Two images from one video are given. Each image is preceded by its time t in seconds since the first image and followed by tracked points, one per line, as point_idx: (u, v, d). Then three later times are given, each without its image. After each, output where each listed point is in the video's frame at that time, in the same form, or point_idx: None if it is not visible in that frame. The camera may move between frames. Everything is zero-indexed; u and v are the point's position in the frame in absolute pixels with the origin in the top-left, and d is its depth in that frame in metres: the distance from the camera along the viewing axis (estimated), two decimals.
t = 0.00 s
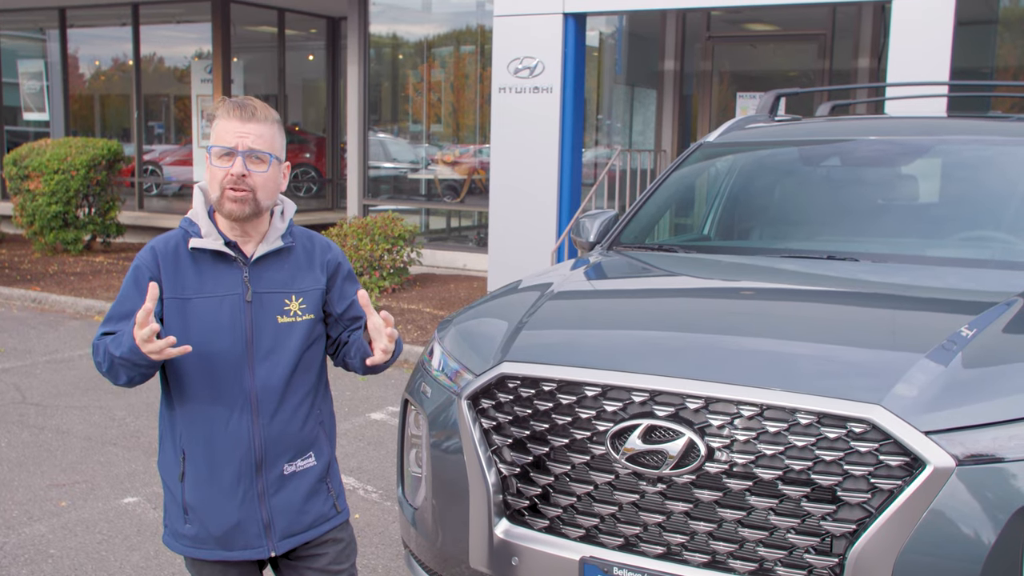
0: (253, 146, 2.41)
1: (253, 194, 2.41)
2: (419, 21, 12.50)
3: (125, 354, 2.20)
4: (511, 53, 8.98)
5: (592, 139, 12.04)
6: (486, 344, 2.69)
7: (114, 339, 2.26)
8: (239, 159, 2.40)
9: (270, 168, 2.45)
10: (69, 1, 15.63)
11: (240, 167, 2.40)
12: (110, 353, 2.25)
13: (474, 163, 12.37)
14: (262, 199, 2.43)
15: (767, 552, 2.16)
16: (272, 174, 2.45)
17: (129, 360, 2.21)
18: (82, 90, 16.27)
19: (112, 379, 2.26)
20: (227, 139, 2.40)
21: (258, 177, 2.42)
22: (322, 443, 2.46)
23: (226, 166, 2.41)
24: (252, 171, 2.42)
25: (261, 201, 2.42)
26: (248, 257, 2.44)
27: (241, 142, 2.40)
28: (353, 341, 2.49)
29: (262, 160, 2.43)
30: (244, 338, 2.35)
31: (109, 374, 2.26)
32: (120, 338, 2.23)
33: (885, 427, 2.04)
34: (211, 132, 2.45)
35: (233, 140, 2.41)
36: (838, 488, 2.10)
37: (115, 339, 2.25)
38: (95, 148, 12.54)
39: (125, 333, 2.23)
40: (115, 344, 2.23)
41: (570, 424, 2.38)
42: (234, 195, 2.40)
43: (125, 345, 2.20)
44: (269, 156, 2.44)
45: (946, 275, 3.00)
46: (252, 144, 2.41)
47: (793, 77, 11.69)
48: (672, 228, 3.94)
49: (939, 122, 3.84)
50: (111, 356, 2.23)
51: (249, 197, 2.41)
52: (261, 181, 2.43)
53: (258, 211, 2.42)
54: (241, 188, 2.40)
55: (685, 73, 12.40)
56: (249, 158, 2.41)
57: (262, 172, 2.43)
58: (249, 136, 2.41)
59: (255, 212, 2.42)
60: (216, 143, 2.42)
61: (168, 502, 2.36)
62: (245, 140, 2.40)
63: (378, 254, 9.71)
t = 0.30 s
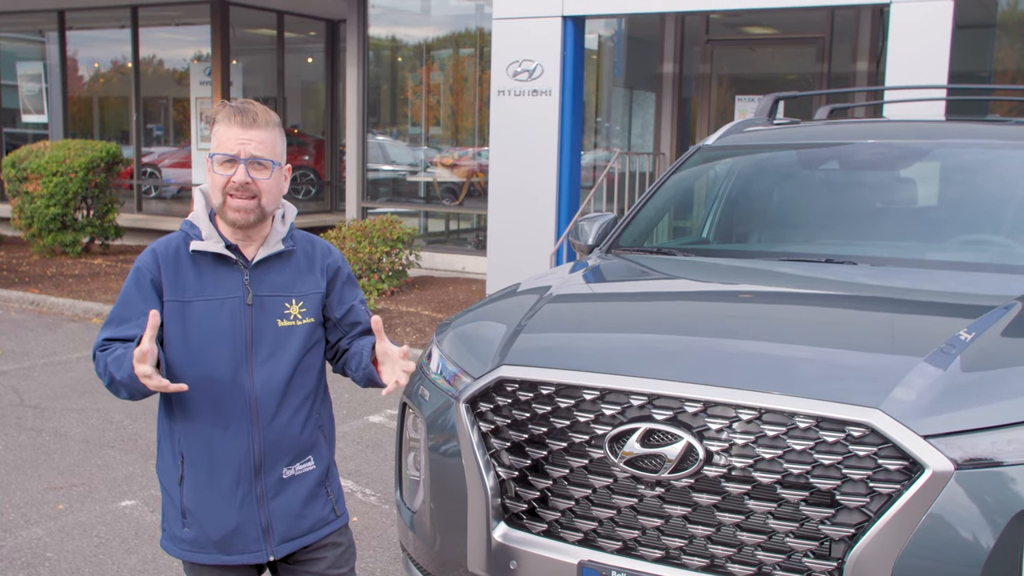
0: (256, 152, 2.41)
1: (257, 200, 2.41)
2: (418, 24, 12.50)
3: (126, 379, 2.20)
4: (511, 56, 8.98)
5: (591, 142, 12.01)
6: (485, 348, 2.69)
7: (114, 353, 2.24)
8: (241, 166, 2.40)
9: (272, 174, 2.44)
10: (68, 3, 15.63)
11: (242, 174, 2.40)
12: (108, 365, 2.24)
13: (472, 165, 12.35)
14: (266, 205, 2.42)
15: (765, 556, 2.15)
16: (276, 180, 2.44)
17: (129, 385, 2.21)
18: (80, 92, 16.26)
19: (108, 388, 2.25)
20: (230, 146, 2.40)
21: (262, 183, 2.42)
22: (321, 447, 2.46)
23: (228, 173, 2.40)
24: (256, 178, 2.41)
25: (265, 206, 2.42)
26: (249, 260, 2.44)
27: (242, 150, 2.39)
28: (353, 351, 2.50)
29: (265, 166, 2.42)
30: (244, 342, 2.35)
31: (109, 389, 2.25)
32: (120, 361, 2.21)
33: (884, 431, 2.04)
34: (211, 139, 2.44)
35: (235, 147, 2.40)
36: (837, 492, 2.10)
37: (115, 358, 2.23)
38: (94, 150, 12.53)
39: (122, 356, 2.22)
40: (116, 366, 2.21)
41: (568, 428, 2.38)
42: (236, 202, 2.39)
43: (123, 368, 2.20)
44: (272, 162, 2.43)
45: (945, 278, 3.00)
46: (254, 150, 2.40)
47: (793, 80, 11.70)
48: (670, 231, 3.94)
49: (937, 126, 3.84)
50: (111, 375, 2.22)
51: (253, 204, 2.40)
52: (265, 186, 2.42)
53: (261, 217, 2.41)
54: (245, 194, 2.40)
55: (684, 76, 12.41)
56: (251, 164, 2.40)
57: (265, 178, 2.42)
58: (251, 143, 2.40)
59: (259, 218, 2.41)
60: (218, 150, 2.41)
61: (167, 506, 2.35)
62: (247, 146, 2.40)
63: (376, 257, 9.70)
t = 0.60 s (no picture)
0: (258, 149, 2.39)
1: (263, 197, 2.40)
2: (416, 23, 12.50)
3: (210, 394, 2.21)
4: (510, 56, 8.97)
5: (590, 142, 12.09)
6: (482, 347, 2.69)
7: (180, 367, 2.25)
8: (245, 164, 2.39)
9: (275, 169, 2.44)
10: (66, 2, 15.62)
11: (247, 171, 2.39)
12: (168, 377, 2.24)
13: (471, 165, 12.34)
14: (271, 200, 2.42)
15: (763, 556, 2.15)
16: (278, 175, 2.44)
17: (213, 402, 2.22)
18: (79, 91, 16.25)
19: (153, 397, 2.24)
20: (230, 144, 2.38)
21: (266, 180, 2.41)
22: (324, 447, 2.46)
23: (232, 172, 2.39)
24: (260, 174, 2.41)
25: (270, 203, 2.42)
26: (253, 259, 2.43)
27: (244, 146, 2.38)
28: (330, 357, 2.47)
29: (268, 162, 2.42)
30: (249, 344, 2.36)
31: (162, 402, 2.23)
32: (203, 378, 2.22)
33: (882, 430, 2.04)
34: (211, 137, 2.42)
35: (236, 145, 2.38)
36: (834, 492, 2.10)
37: (188, 373, 2.23)
38: (92, 150, 12.52)
39: (220, 372, 2.22)
40: (194, 383, 2.22)
41: (566, 428, 2.38)
42: (242, 202, 2.39)
43: (217, 384, 2.21)
44: (274, 157, 2.42)
45: (943, 278, 3.00)
46: (255, 147, 2.39)
47: (792, 79, 11.70)
48: (669, 230, 3.93)
49: (936, 126, 3.84)
50: (180, 387, 2.22)
51: (259, 202, 2.40)
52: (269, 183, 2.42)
53: (268, 214, 2.41)
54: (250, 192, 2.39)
55: (683, 76, 12.40)
56: (254, 161, 2.39)
57: (268, 175, 2.42)
58: (252, 138, 2.39)
59: (266, 216, 2.41)
60: (219, 149, 2.39)
61: (168, 504, 2.34)
62: (249, 143, 2.38)
63: (375, 257, 9.70)
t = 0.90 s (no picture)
0: (274, 150, 2.36)
1: (278, 198, 2.37)
2: (416, 21, 12.49)
3: (218, 392, 2.21)
4: (510, 53, 8.96)
5: (589, 140, 12.04)
6: (482, 345, 2.69)
7: (185, 367, 2.24)
8: (263, 165, 2.35)
9: (291, 169, 2.41)
10: None
11: (265, 173, 2.35)
12: (172, 377, 2.23)
13: (471, 163, 12.34)
14: (286, 201, 2.39)
15: (763, 554, 2.15)
16: (294, 176, 2.41)
17: (221, 399, 2.22)
18: (78, 89, 16.23)
19: (158, 396, 2.23)
20: (247, 145, 2.34)
21: (282, 181, 2.38)
22: (332, 446, 2.45)
23: (249, 173, 2.35)
24: (276, 176, 2.37)
25: (285, 204, 2.39)
26: (262, 258, 2.41)
27: (262, 148, 2.34)
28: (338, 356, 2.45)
29: (284, 163, 2.38)
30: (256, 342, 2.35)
31: (166, 400, 2.23)
32: (209, 377, 2.22)
33: (883, 429, 2.04)
34: (222, 135, 2.38)
35: (252, 146, 2.34)
36: (835, 491, 2.10)
37: (193, 372, 2.23)
38: (92, 148, 12.51)
39: (226, 368, 2.22)
40: (200, 381, 2.22)
41: (566, 426, 2.37)
42: (259, 203, 2.35)
43: (224, 381, 2.21)
44: (290, 157, 2.39)
45: (944, 277, 2.99)
46: (273, 148, 2.35)
47: (791, 78, 11.71)
48: (669, 228, 3.93)
49: (936, 124, 3.83)
50: (185, 385, 2.22)
51: (274, 202, 2.37)
52: (284, 184, 2.38)
53: (282, 215, 2.39)
54: (266, 193, 2.36)
55: (683, 74, 12.41)
56: (271, 162, 2.36)
57: (285, 175, 2.39)
58: (269, 140, 2.35)
59: (280, 216, 2.38)
60: (235, 151, 2.35)
61: (177, 503, 2.33)
62: (266, 144, 2.35)
63: (374, 255, 9.72)
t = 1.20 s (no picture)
0: (291, 149, 2.34)
1: (295, 198, 2.35)
2: (416, 20, 12.49)
3: (237, 403, 2.21)
4: (510, 52, 8.96)
5: (590, 139, 12.01)
6: (482, 344, 2.68)
7: (203, 375, 2.23)
8: (279, 163, 2.33)
9: (309, 170, 2.39)
10: None
11: (281, 171, 2.33)
12: (190, 385, 2.23)
13: (471, 162, 12.35)
14: (303, 202, 2.37)
15: (762, 553, 2.15)
16: (311, 176, 2.39)
17: (239, 410, 2.21)
18: (78, 88, 16.22)
19: (177, 403, 2.23)
20: (264, 143, 2.34)
21: (299, 180, 2.36)
22: (347, 450, 2.44)
23: (266, 171, 2.34)
24: (293, 175, 2.35)
25: (302, 204, 2.36)
26: (280, 262, 2.39)
27: (279, 146, 2.33)
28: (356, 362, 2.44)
29: (301, 162, 2.36)
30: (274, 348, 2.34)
31: (185, 407, 2.23)
32: (228, 388, 2.21)
33: (883, 428, 2.04)
34: (242, 134, 2.38)
35: (270, 144, 2.34)
36: (835, 489, 2.09)
37: (212, 382, 2.22)
38: (91, 147, 12.50)
39: (245, 381, 2.21)
40: (219, 392, 2.21)
41: (566, 425, 2.37)
42: (274, 203, 2.33)
43: (243, 394, 2.20)
44: (307, 157, 2.37)
45: (944, 276, 2.99)
46: (289, 146, 2.34)
47: (791, 77, 11.71)
48: (669, 228, 3.92)
49: (937, 123, 3.83)
50: (204, 396, 2.21)
51: (291, 202, 2.35)
52: (301, 183, 2.37)
53: (299, 216, 2.36)
54: (283, 192, 2.34)
55: (682, 73, 12.41)
56: (288, 160, 2.34)
57: (302, 174, 2.37)
58: (286, 139, 2.34)
59: (297, 217, 2.35)
60: (252, 149, 2.35)
61: (191, 505, 2.32)
62: (283, 143, 2.34)
63: (373, 254, 9.72)
